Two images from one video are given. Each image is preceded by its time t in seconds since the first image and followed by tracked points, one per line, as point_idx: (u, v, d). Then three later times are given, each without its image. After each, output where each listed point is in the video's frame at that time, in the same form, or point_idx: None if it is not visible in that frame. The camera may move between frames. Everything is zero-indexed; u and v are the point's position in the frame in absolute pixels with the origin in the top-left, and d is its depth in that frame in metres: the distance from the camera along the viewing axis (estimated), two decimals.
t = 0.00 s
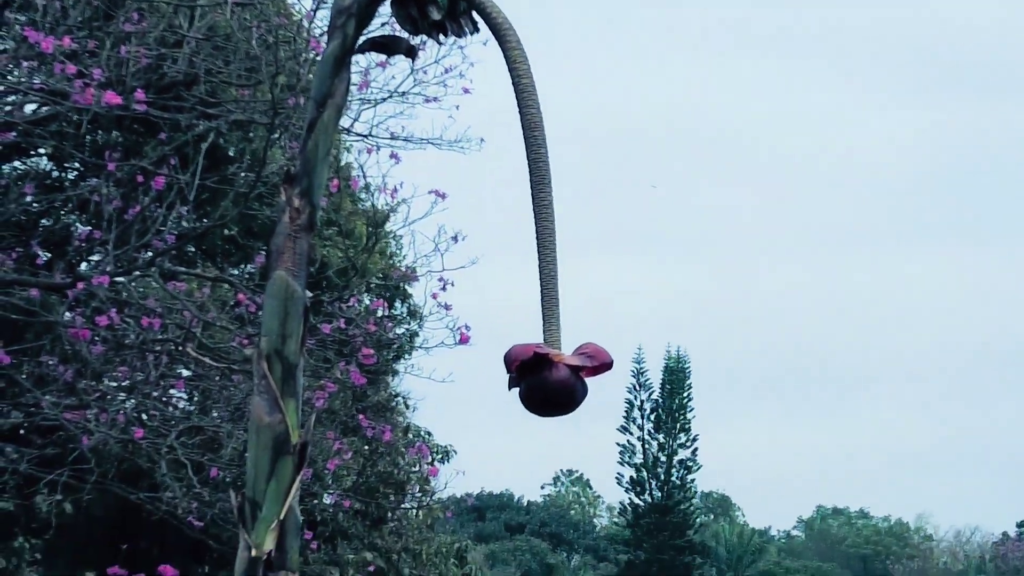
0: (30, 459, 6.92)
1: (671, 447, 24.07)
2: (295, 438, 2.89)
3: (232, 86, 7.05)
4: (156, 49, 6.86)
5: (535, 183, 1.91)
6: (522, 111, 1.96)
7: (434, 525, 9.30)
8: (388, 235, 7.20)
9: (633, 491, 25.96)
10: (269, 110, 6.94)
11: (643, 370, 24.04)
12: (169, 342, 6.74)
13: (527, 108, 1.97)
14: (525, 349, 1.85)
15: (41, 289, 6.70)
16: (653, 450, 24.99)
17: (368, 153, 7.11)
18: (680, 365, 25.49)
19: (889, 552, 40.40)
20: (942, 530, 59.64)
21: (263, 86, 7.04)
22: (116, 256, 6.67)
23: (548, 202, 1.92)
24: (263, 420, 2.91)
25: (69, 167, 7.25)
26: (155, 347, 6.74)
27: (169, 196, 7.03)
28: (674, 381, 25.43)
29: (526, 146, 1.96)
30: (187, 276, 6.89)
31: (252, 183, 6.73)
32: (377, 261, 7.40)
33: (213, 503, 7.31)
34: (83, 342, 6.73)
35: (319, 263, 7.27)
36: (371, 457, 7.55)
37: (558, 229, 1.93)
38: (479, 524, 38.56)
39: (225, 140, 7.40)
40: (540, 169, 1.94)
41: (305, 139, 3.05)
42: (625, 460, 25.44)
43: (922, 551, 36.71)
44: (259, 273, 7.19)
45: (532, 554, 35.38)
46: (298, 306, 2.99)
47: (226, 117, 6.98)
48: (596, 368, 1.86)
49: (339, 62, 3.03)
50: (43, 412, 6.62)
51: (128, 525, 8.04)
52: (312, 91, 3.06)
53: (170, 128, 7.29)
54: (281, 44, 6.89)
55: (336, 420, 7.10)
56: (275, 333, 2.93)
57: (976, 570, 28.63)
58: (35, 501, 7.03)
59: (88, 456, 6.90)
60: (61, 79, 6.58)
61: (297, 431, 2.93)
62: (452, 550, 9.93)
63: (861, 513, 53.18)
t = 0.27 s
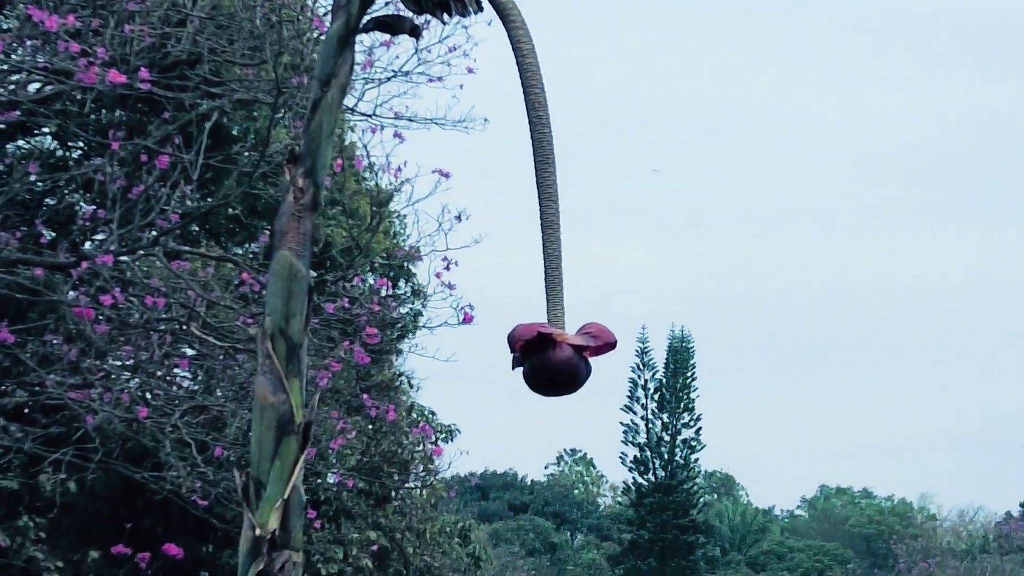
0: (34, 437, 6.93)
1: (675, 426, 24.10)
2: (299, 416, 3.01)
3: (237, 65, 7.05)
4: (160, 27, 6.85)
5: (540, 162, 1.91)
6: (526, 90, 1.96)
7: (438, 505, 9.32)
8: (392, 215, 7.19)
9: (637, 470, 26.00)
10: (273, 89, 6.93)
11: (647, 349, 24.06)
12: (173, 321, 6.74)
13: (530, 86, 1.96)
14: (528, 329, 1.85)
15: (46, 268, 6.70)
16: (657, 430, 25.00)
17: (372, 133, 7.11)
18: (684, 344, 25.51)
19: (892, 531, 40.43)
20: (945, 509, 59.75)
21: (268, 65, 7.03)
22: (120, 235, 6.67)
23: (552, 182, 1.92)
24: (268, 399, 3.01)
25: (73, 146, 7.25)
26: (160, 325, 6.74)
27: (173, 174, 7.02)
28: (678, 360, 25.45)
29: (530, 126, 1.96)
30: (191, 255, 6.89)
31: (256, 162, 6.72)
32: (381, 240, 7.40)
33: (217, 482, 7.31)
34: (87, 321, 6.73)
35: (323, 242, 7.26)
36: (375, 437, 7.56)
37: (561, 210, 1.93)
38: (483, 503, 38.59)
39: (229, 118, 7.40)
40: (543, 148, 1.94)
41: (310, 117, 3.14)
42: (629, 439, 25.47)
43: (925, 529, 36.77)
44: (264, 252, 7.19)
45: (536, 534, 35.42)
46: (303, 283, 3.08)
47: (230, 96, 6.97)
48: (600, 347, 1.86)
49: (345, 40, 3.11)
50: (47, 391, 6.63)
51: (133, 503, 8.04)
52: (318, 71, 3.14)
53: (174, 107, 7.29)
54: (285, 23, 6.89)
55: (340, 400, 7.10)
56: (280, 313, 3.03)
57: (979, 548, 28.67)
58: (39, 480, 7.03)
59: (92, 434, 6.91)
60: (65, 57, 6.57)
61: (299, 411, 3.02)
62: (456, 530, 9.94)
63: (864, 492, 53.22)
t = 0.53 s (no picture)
0: (40, 423, 6.94)
1: (679, 412, 24.14)
2: (305, 403, 2.99)
3: (241, 50, 7.05)
4: (164, 13, 6.85)
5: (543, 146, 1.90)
6: (529, 74, 1.95)
7: (441, 490, 9.35)
8: (395, 200, 7.21)
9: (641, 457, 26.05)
10: (277, 75, 6.93)
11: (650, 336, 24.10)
12: (176, 308, 6.75)
13: (534, 70, 1.95)
14: (532, 314, 1.85)
15: (50, 254, 6.71)
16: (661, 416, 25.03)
17: (376, 118, 7.11)
18: (688, 331, 25.55)
19: (895, 518, 40.48)
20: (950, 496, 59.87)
21: (272, 51, 7.04)
22: (124, 221, 6.68)
23: (555, 167, 1.92)
24: (272, 385, 3.00)
25: (78, 132, 7.26)
26: (164, 312, 6.75)
27: (177, 160, 7.03)
28: (682, 345, 25.51)
29: (533, 109, 1.95)
30: (196, 241, 6.90)
31: (261, 148, 6.72)
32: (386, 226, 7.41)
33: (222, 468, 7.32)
34: (91, 307, 6.73)
35: (327, 229, 7.27)
36: (380, 423, 7.57)
37: (563, 193, 1.93)
38: (486, 489, 38.65)
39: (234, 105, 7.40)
40: (547, 132, 1.93)
41: (314, 102, 3.11)
42: (632, 426, 25.51)
43: (929, 515, 36.86)
44: (268, 237, 7.19)
45: (540, 520, 35.48)
46: (309, 270, 3.09)
47: (235, 81, 6.98)
48: (604, 331, 1.87)
49: (350, 26, 3.07)
50: (52, 377, 6.64)
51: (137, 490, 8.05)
52: (322, 56, 3.11)
53: (178, 93, 7.29)
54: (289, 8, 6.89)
55: (345, 386, 7.12)
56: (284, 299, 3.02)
57: (983, 533, 28.75)
58: (44, 466, 7.05)
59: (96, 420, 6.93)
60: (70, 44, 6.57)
61: (305, 396, 3.01)
62: (460, 515, 9.97)
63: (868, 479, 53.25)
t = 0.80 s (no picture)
0: (43, 403, 6.95)
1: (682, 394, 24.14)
2: (307, 384, 2.99)
3: (244, 31, 7.03)
4: None
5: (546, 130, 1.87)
6: (532, 55, 1.93)
7: (444, 470, 9.36)
8: (398, 182, 7.20)
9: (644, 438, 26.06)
10: (280, 56, 6.92)
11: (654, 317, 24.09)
12: (180, 289, 6.74)
13: (537, 51, 1.93)
14: (534, 296, 1.84)
15: (53, 235, 6.71)
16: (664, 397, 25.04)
17: (379, 99, 7.10)
18: (692, 312, 25.53)
19: (898, 499, 40.53)
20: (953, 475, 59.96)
21: (275, 31, 7.02)
22: (127, 202, 6.67)
23: (558, 145, 1.89)
24: (275, 366, 3.00)
25: (81, 112, 7.26)
26: (167, 293, 6.75)
27: (181, 141, 7.03)
28: (685, 326, 25.50)
29: (535, 88, 1.93)
30: (199, 222, 6.89)
31: (263, 129, 6.72)
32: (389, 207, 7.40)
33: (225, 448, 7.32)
34: (94, 288, 6.72)
35: (330, 210, 7.27)
36: (383, 404, 7.57)
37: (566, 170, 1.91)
38: (489, 470, 38.69)
39: (237, 85, 7.39)
40: (549, 111, 1.90)
41: (317, 83, 3.10)
42: (636, 407, 25.51)
43: (933, 496, 36.87)
44: (271, 219, 7.19)
45: (543, 501, 35.52)
46: (313, 250, 3.09)
47: (238, 62, 6.97)
48: (607, 313, 1.86)
49: (352, 6, 3.05)
50: (55, 357, 6.64)
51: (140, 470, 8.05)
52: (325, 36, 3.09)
53: (181, 73, 7.28)
54: None
55: (347, 367, 7.12)
56: (286, 280, 3.01)
57: (986, 513, 28.76)
58: (48, 446, 7.06)
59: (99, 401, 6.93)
60: (73, 25, 6.56)
61: (307, 377, 3.00)
62: (463, 495, 9.98)
63: (871, 459, 53.33)
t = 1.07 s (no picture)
0: (45, 382, 6.94)
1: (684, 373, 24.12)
2: (309, 364, 2.97)
3: (246, 10, 7.02)
4: None
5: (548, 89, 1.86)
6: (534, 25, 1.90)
7: (447, 449, 9.37)
8: (400, 161, 7.19)
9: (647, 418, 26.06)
10: (283, 35, 6.91)
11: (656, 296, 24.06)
12: (183, 267, 6.74)
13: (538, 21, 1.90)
14: (537, 273, 1.84)
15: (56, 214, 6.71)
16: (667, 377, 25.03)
17: (381, 78, 7.09)
18: (696, 291, 25.50)
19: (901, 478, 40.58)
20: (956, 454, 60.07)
21: (278, 10, 7.01)
22: (130, 181, 6.67)
23: (560, 116, 1.86)
24: (277, 345, 2.97)
25: (84, 91, 7.26)
26: (170, 272, 6.75)
27: (183, 120, 7.02)
28: (688, 305, 25.48)
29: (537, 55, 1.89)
30: (201, 201, 6.88)
31: (266, 108, 6.71)
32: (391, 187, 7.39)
33: (227, 428, 7.35)
34: (97, 267, 6.73)
35: (332, 189, 7.26)
36: (386, 383, 7.57)
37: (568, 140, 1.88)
38: (493, 449, 38.78)
39: (240, 64, 7.38)
40: (551, 80, 1.86)
41: (320, 61, 3.11)
42: (639, 386, 25.51)
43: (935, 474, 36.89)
44: (274, 198, 7.19)
45: (546, 480, 35.55)
46: (316, 230, 3.08)
47: (240, 41, 6.96)
48: (609, 292, 1.85)
49: None
50: (58, 336, 6.64)
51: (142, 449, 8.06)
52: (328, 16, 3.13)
53: (184, 52, 7.27)
54: None
55: (350, 346, 7.11)
56: (290, 257, 3.00)
57: (989, 493, 28.77)
58: (51, 425, 7.05)
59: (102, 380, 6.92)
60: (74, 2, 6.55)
61: (309, 356, 2.99)
62: (466, 474, 9.99)
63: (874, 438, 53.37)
